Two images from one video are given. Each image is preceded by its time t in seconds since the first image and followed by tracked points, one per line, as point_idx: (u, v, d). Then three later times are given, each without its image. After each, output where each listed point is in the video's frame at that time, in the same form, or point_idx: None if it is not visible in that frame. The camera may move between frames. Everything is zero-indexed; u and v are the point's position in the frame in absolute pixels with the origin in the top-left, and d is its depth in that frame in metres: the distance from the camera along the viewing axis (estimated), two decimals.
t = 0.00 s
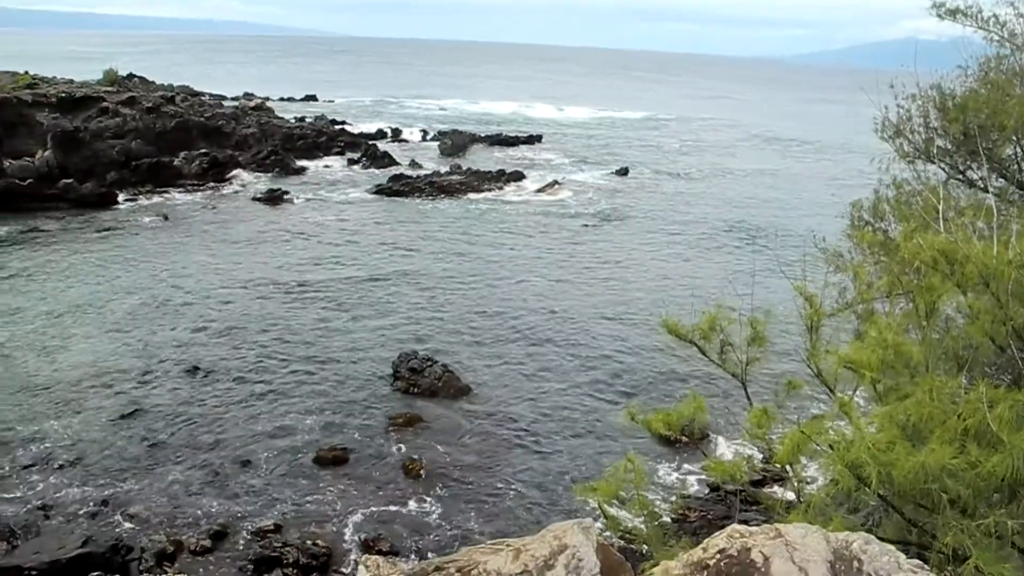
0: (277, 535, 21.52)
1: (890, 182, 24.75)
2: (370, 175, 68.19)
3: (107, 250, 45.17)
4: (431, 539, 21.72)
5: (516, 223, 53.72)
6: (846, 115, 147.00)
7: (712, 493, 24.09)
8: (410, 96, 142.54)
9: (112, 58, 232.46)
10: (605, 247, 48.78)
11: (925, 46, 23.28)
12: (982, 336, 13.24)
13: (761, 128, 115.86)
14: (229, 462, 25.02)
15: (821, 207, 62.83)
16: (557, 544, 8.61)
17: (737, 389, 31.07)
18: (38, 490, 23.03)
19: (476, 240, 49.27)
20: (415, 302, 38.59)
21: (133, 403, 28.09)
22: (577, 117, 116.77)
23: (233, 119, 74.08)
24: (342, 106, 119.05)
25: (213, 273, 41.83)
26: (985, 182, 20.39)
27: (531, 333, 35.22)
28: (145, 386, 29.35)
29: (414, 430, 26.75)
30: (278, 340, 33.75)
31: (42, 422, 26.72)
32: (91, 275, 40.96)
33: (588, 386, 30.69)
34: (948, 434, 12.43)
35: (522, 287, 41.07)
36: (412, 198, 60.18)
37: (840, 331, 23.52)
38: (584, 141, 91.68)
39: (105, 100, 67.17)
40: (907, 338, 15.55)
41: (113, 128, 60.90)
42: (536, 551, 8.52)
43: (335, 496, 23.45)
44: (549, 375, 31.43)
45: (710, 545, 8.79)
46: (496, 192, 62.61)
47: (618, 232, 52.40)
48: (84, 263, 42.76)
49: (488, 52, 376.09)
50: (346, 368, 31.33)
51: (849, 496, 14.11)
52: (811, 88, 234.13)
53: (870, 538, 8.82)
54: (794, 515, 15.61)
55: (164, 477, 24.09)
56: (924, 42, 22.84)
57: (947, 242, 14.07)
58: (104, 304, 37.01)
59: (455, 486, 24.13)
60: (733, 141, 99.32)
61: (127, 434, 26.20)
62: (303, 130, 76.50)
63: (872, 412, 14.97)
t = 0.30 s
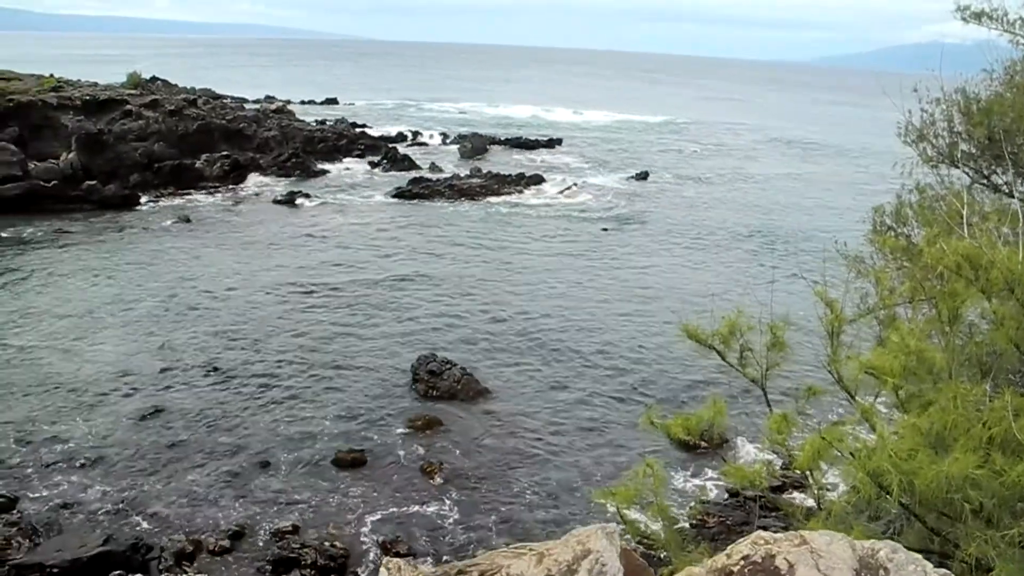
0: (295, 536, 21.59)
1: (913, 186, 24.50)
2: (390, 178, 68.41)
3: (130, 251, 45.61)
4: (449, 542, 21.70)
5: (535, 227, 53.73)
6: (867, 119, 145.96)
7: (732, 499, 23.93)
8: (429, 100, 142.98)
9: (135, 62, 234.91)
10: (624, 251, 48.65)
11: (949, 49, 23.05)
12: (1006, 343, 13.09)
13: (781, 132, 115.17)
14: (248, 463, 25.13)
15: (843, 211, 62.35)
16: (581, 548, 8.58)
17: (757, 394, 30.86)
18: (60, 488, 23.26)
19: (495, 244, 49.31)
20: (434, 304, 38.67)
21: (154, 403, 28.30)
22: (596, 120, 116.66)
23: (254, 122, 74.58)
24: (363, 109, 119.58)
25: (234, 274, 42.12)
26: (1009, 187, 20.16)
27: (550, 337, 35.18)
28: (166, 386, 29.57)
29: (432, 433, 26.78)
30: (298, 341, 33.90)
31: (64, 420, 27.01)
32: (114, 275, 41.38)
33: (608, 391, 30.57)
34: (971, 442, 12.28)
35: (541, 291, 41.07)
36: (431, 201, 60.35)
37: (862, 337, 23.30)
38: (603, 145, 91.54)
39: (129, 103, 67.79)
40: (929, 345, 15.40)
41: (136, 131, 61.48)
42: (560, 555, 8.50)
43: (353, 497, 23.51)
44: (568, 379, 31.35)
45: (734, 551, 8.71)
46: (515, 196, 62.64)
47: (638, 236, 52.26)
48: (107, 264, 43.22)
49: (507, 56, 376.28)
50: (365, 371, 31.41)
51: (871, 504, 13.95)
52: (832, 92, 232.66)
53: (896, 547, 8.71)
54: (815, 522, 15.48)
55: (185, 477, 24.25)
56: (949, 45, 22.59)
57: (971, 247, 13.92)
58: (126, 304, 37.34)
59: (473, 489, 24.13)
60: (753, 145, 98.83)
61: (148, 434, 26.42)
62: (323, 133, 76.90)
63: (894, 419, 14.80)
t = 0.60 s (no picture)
0: (298, 534, 21.64)
1: (916, 186, 24.44)
2: (393, 177, 68.40)
3: (133, 248, 45.67)
4: (451, 539, 21.74)
5: (538, 225, 53.69)
6: (872, 118, 145.57)
7: (734, 498, 23.92)
8: (433, 98, 142.97)
9: (139, 60, 235.16)
10: (627, 250, 48.57)
11: (954, 48, 22.98)
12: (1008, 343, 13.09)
13: (785, 131, 114.95)
14: (251, 460, 25.18)
15: (847, 211, 62.22)
16: (583, 547, 8.59)
17: (760, 393, 30.84)
18: (62, 485, 23.30)
19: (498, 242, 49.29)
20: (437, 303, 38.65)
21: (157, 401, 28.37)
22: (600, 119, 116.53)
23: (257, 120, 74.62)
24: (366, 107, 119.64)
25: (237, 272, 42.15)
26: (1013, 186, 20.09)
27: (553, 336, 35.14)
28: (169, 383, 29.63)
29: (434, 431, 26.82)
30: (300, 340, 33.92)
31: (67, 418, 27.07)
32: (117, 273, 41.44)
33: (610, 389, 30.58)
34: (975, 442, 12.25)
35: (544, 290, 41.03)
36: (434, 199, 60.34)
37: (865, 337, 23.26)
38: (607, 144, 91.41)
39: (132, 101, 67.95)
40: (932, 344, 15.36)
41: (139, 129, 61.68)
42: (562, 554, 8.50)
43: (355, 495, 23.56)
44: (571, 378, 31.35)
45: (736, 551, 8.69)
46: (518, 194, 62.60)
47: (641, 235, 52.22)
48: (110, 261, 43.31)
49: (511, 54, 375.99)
50: (367, 369, 31.44)
51: (873, 503, 13.91)
52: (836, 90, 232.19)
53: (898, 546, 8.71)
54: (817, 522, 15.44)
55: (188, 475, 24.29)
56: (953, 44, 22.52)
57: (974, 247, 13.90)
58: (129, 302, 37.41)
59: (475, 487, 24.17)
60: (757, 144, 98.64)
61: (150, 431, 26.45)
62: (326, 132, 76.90)
63: (896, 418, 14.77)
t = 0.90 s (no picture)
0: (310, 528, 21.73)
1: (933, 185, 24.25)
2: (407, 172, 68.48)
3: (149, 242, 45.96)
4: (462, 534, 21.79)
5: (553, 222, 53.63)
6: (890, 116, 144.51)
7: (746, 497, 23.85)
8: (448, 93, 142.98)
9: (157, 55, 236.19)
10: (641, 247, 48.38)
11: (973, 46, 22.75)
12: None
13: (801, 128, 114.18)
14: (264, 454, 25.30)
15: (865, 210, 61.76)
16: (597, 544, 8.59)
17: (774, 392, 30.71)
18: (78, 476, 23.52)
19: (512, 239, 49.27)
20: (450, 299, 38.68)
21: (172, 393, 28.56)
22: (615, 116, 116.22)
23: (273, 115, 74.90)
24: (381, 103, 119.76)
25: (252, 266, 42.35)
26: None
27: (566, 333, 35.09)
28: (183, 376, 29.82)
29: (447, 427, 26.87)
30: (314, 334, 34.05)
31: (83, 409, 27.32)
32: (133, 266, 41.74)
33: (623, 387, 30.54)
34: (991, 443, 12.16)
35: (558, 286, 40.99)
36: (448, 195, 60.36)
37: (880, 336, 23.11)
38: (622, 140, 91.14)
39: (149, 96, 68.45)
40: (949, 345, 15.23)
41: (155, 123, 62.20)
42: (576, 551, 8.49)
43: (368, 489, 23.64)
44: (584, 374, 31.32)
45: (751, 549, 8.63)
46: (533, 191, 62.53)
47: (656, 232, 52.08)
48: (127, 254, 43.60)
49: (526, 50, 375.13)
50: (381, 364, 31.51)
51: (887, 503, 13.83)
52: (853, 88, 230.62)
53: (915, 547, 8.64)
54: (830, 521, 15.34)
55: (201, 467, 24.43)
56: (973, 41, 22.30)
57: (992, 247, 13.79)
58: (145, 294, 37.69)
59: (487, 482, 24.20)
60: (773, 142, 98.12)
61: (164, 424, 26.62)
62: (342, 126, 77.05)
63: (911, 419, 14.67)
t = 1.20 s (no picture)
0: (326, 523, 21.82)
1: (955, 184, 23.99)
2: (425, 170, 68.59)
3: (168, 237, 46.31)
4: (479, 532, 21.81)
5: (570, 219, 53.58)
6: (910, 115, 143.32)
7: (763, 496, 23.74)
8: (465, 91, 143.03)
9: (176, 52, 237.76)
10: (659, 246, 48.23)
11: (997, 44, 22.48)
12: None
13: (821, 127, 113.38)
14: (281, 450, 25.42)
15: (886, 209, 61.23)
16: (617, 541, 8.58)
17: (793, 392, 30.54)
18: (98, 469, 23.75)
19: (530, 236, 49.25)
20: (467, 296, 38.73)
21: (191, 388, 28.77)
22: (633, 114, 115.89)
23: (292, 112, 75.15)
24: (398, 100, 119.99)
25: (270, 263, 42.56)
26: None
27: (583, 330, 35.06)
28: (202, 372, 30.01)
29: (463, 424, 26.93)
30: (331, 331, 34.16)
31: (103, 403, 27.56)
32: (153, 261, 42.07)
33: (641, 385, 30.44)
34: (1012, 445, 12.06)
35: (576, 284, 40.94)
36: (466, 193, 60.42)
37: (901, 336, 22.91)
38: (640, 139, 90.86)
39: (169, 93, 68.95)
40: (971, 345, 15.12)
41: (175, 120, 62.70)
42: (597, 548, 8.48)
43: (384, 485, 23.70)
44: (601, 372, 31.26)
45: (773, 548, 8.55)
46: (550, 188, 62.48)
47: (674, 230, 51.91)
48: (147, 250, 43.94)
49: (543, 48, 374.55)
50: (398, 361, 31.59)
51: (907, 504, 13.75)
52: (873, 87, 228.88)
53: (939, 548, 8.54)
54: (848, 522, 15.29)
55: (219, 463, 24.56)
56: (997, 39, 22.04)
57: (1015, 247, 13.66)
58: (164, 290, 37.95)
59: (503, 480, 24.21)
60: (793, 140, 97.54)
61: (183, 419, 26.82)
62: (360, 124, 77.26)
63: (932, 420, 14.55)
